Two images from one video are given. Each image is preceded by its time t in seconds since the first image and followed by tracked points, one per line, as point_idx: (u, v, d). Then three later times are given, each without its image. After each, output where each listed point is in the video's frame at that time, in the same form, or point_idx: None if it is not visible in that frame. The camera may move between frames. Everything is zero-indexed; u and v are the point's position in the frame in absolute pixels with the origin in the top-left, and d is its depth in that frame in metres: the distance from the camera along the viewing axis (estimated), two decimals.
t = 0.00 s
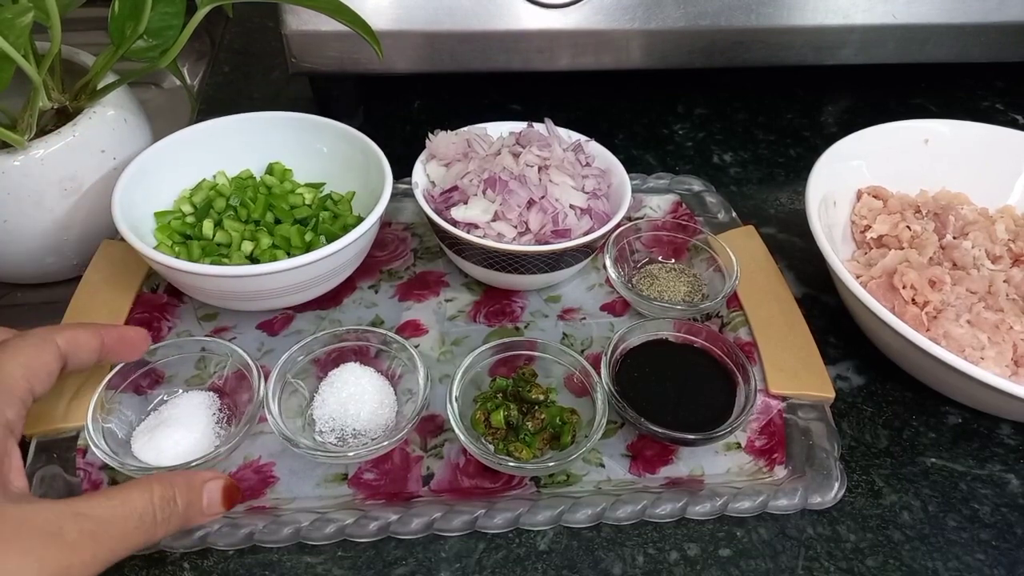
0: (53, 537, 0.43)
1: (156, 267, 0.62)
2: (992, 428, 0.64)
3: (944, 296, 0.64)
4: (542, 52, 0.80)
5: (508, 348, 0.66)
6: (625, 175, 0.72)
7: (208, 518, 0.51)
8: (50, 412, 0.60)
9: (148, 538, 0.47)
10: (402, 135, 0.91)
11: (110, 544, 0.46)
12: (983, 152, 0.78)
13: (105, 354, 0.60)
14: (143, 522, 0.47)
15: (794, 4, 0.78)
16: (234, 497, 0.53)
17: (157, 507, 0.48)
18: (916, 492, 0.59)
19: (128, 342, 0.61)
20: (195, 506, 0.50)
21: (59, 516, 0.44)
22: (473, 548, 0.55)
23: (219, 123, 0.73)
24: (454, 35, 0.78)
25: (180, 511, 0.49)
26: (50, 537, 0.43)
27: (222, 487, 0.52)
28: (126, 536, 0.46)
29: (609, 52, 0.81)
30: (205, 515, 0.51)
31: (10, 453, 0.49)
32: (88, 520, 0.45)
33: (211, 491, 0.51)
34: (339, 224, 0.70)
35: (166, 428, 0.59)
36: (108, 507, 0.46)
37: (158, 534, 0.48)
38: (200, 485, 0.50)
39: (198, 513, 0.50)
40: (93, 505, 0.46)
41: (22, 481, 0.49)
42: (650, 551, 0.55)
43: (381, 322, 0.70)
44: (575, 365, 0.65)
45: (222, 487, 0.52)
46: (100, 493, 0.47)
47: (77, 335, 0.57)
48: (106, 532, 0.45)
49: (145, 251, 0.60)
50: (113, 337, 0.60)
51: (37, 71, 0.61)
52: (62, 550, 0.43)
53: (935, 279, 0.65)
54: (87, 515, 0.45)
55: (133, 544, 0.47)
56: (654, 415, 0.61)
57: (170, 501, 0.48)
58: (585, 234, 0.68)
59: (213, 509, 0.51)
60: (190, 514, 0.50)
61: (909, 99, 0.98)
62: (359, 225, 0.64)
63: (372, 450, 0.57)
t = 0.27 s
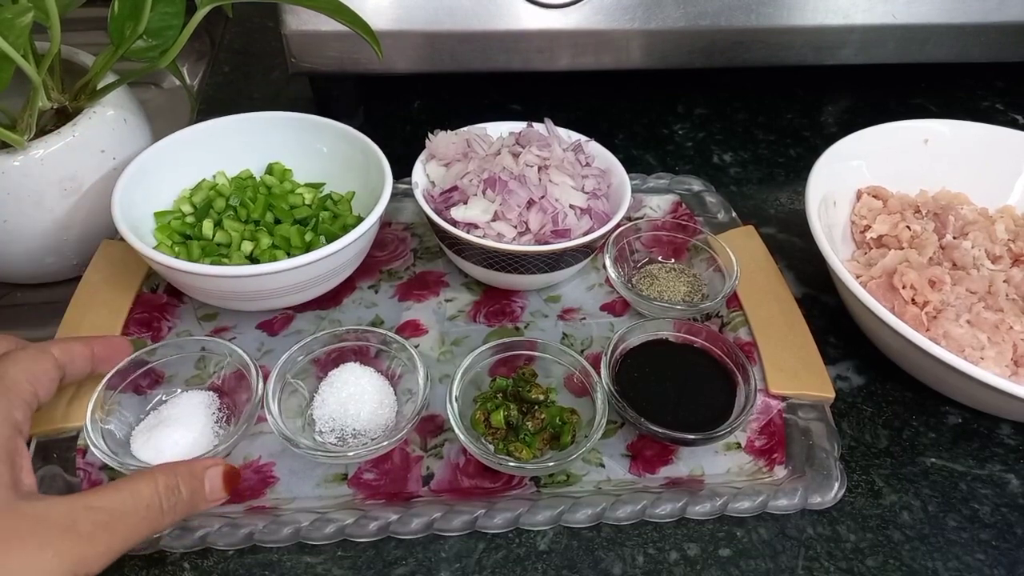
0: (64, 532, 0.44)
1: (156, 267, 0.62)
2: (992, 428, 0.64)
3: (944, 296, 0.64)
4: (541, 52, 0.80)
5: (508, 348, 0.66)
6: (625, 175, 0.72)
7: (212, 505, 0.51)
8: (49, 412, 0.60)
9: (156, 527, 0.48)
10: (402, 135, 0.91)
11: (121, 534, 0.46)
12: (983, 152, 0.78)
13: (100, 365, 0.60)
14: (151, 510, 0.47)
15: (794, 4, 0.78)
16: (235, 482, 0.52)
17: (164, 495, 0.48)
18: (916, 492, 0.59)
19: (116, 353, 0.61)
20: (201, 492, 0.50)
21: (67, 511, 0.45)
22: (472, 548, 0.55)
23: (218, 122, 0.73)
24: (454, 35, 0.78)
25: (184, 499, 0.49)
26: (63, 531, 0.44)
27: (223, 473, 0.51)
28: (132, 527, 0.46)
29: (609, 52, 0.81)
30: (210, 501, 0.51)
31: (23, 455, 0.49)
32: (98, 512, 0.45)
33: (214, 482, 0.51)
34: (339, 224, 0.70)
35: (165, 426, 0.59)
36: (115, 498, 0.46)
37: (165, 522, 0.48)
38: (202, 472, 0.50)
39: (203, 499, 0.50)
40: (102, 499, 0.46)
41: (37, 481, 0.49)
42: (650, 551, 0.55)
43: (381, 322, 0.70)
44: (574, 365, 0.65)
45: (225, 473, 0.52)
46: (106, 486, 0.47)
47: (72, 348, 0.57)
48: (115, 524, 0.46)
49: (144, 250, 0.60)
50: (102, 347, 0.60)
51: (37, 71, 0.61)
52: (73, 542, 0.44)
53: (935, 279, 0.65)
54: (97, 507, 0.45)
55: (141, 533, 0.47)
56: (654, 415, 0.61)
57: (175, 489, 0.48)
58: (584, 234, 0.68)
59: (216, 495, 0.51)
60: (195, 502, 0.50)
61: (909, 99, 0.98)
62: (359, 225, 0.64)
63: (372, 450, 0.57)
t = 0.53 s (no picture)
0: (60, 528, 0.44)
1: (156, 267, 0.62)
2: (992, 428, 0.64)
3: (944, 296, 0.64)
4: (542, 52, 0.80)
5: (508, 348, 0.66)
6: (626, 175, 0.72)
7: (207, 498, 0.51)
8: (49, 412, 0.60)
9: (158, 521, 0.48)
10: (402, 135, 0.91)
11: (119, 532, 0.46)
12: (983, 152, 0.78)
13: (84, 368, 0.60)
14: (148, 506, 0.47)
15: (794, 4, 0.78)
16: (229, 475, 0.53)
17: (160, 491, 0.48)
18: (916, 492, 0.59)
19: (101, 357, 0.61)
20: (197, 485, 0.50)
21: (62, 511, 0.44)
22: (473, 548, 0.55)
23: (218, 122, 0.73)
24: (454, 34, 0.78)
25: (184, 492, 0.49)
26: (60, 530, 0.44)
27: (218, 466, 0.52)
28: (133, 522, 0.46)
29: (609, 52, 0.81)
30: (206, 495, 0.51)
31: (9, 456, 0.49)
32: (93, 510, 0.45)
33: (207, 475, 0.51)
34: (339, 224, 0.70)
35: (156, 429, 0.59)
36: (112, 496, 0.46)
37: (166, 514, 0.48)
38: (197, 465, 0.50)
39: (200, 493, 0.50)
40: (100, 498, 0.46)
41: (23, 484, 0.48)
42: (651, 551, 0.55)
43: (381, 322, 0.70)
44: (575, 365, 0.65)
45: (217, 466, 0.52)
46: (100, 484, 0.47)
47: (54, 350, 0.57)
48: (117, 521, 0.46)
49: (144, 250, 0.60)
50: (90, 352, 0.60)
51: (37, 71, 0.61)
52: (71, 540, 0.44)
53: (935, 279, 0.65)
54: (92, 505, 0.45)
55: (143, 527, 0.47)
56: (654, 415, 0.61)
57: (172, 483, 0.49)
58: (585, 234, 0.68)
59: (213, 488, 0.51)
60: (194, 494, 0.50)
61: (909, 99, 0.98)
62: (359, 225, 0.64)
63: (372, 450, 0.57)
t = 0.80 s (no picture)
0: (74, 540, 0.38)
1: (156, 267, 0.62)
2: (992, 428, 0.64)
3: (944, 296, 0.64)
4: (542, 52, 0.80)
5: (508, 348, 0.66)
6: (626, 175, 0.72)
7: (246, 470, 0.44)
8: (50, 412, 0.60)
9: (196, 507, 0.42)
10: (402, 135, 0.91)
11: (137, 539, 0.40)
12: (983, 152, 0.78)
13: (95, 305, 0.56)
14: (178, 500, 0.41)
15: (794, 4, 0.78)
16: (272, 443, 0.44)
17: (202, 478, 0.41)
18: (917, 492, 0.59)
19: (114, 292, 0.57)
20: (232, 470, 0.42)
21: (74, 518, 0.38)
22: (473, 548, 0.55)
23: (218, 121, 0.73)
24: (454, 34, 0.78)
25: (215, 479, 0.42)
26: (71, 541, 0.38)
27: (258, 436, 0.43)
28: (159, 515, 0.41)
29: (609, 52, 0.81)
30: (246, 469, 0.43)
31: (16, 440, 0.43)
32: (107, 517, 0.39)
33: (182, 459, 0.41)
34: (339, 224, 0.70)
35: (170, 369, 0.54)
36: (140, 489, 0.40)
37: (215, 495, 0.42)
38: (231, 440, 0.42)
39: (238, 469, 0.43)
40: (121, 498, 0.40)
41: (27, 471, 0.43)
42: (651, 551, 0.55)
43: (381, 322, 0.70)
44: (575, 365, 0.65)
45: (258, 434, 0.44)
46: (130, 469, 0.41)
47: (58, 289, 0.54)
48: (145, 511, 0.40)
49: (144, 250, 0.60)
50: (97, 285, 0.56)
51: (37, 71, 0.61)
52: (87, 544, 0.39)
53: (935, 279, 0.65)
54: (104, 509, 0.39)
55: (181, 513, 0.42)
56: (653, 415, 0.61)
57: (205, 472, 0.41)
58: (585, 234, 0.68)
59: (252, 460, 0.43)
60: (232, 473, 0.42)
61: (909, 99, 0.98)
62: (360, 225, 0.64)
63: (372, 449, 0.57)
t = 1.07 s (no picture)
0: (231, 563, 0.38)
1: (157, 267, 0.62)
2: (993, 428, 0.64)
3: (944, 296, 0.64)
4: (541, 52, 0.80)
5: (508, 348, 0.66)
6: (625, 175, 0.72)
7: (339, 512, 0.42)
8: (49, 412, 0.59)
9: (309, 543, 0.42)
10: (402, 135, 0.91)
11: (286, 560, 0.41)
12: (983, 152, 0.78)
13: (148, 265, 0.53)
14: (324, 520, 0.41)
15: (794, 4, 0.78)
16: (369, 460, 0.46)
17: (284, 511, 0.40)
18: (917, 492, 0.59)
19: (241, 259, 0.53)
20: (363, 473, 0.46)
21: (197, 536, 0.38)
22: (473, 548, 0.55)
23: (218, 122, 0.73)
24: (454, 34, 0.78)
25: (309, 521, 0.40)
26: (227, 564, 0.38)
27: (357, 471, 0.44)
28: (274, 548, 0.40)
29: (609, 52, 0.81)
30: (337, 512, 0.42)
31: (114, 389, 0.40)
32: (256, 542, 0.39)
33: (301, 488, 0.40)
34: (339, 224, 0.70)
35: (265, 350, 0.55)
36: (227, 522, 0.39)
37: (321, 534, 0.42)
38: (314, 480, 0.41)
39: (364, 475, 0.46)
40: (229, 522, 0.39)
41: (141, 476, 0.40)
42: (650, 551, 0.55)
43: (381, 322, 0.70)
44: (574, 365, 0.65)
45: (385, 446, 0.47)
46: (262, 494, 0.40)
47: (188, 251, 0.48)
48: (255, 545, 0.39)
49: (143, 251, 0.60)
50: (227, 251, 0.51)
51: (37, 71, 0.61)
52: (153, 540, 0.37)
53: (935, 279, 0.65)
54: (251, 538, 0.39)
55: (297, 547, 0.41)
56: (653, 415, 0.61)
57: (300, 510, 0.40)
58: (584, 234, 0.68)
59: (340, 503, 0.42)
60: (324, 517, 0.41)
61: (909, 99, 0.98)
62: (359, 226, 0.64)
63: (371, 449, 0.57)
